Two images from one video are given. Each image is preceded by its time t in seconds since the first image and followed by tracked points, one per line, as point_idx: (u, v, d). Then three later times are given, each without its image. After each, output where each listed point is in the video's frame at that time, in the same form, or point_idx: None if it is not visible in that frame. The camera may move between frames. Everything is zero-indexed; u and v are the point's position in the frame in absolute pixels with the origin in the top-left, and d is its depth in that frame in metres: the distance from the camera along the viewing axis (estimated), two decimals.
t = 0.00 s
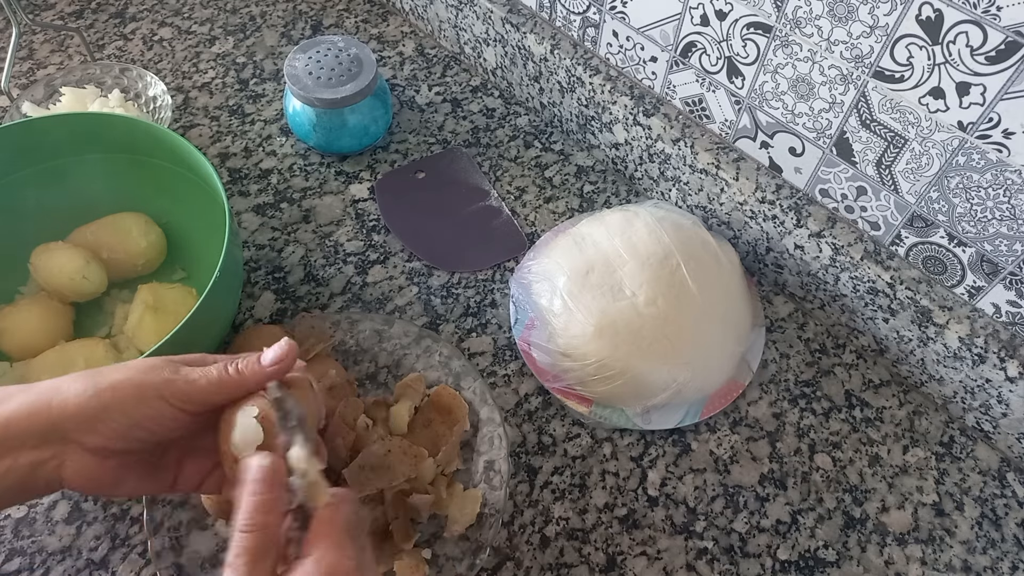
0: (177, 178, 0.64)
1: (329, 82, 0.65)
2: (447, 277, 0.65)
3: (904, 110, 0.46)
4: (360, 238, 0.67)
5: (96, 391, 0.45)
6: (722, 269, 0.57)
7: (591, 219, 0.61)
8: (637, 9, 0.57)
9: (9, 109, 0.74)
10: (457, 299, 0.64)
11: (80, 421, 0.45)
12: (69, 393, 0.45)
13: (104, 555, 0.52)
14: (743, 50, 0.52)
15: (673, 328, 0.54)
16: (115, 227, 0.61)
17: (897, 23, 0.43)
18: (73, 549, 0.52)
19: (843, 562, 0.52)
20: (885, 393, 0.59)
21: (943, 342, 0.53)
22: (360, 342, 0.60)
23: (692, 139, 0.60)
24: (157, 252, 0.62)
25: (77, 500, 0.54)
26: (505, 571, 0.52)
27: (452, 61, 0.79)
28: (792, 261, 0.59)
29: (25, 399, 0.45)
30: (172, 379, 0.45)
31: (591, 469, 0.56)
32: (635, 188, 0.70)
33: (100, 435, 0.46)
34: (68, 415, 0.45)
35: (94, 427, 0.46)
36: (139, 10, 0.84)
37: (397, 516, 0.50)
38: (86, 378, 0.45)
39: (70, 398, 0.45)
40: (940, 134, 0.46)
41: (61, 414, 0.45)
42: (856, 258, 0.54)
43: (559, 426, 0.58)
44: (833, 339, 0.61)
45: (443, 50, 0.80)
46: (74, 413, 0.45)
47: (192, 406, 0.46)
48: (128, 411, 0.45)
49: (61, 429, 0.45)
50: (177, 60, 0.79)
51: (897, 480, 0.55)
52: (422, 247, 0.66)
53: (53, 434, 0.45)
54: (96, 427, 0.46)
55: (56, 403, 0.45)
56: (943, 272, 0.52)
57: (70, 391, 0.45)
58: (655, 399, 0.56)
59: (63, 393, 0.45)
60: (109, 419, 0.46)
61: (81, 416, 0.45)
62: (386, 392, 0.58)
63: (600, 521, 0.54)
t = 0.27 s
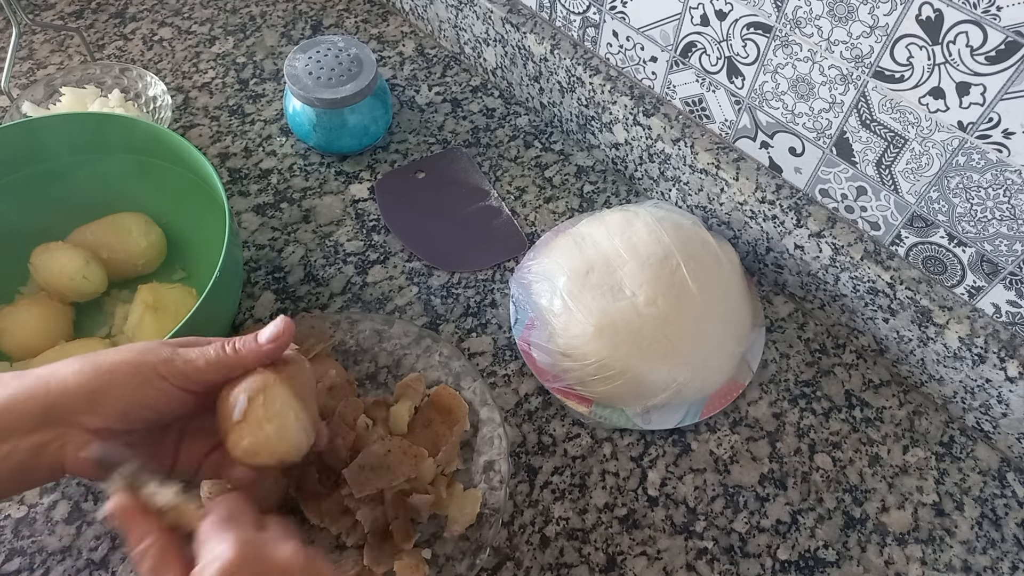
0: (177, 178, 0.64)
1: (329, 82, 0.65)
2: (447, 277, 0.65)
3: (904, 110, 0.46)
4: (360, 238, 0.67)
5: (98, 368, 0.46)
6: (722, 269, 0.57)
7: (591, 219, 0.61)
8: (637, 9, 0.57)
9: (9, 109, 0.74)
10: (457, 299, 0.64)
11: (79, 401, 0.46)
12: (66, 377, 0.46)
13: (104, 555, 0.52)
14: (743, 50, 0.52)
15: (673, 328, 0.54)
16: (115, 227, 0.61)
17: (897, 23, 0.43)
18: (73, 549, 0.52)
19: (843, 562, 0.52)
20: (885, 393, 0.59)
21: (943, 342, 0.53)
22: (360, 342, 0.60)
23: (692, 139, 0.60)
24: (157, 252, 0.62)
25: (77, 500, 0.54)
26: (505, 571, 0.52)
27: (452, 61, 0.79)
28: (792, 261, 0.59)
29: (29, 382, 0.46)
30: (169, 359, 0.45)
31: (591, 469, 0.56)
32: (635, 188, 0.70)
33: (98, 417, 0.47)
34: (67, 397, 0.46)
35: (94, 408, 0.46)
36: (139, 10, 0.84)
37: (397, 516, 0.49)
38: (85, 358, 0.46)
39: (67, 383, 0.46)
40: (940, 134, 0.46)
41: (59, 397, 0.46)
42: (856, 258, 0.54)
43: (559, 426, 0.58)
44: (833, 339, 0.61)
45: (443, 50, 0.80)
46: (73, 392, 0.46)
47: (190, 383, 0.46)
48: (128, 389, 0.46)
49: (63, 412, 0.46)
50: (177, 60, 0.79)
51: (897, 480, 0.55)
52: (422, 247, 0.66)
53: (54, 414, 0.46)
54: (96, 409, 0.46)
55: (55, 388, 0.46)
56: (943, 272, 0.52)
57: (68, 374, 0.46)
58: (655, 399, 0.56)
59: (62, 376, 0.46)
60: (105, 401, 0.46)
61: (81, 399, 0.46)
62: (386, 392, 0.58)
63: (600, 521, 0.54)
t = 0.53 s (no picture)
0: (177, 177, 0.64)
1: (329, 82, 0.65)
2: (447, 277, 0.65)
3: (904, 110, 0.46)
4: (360, 238, 0.67)
5: (98, 377, 0.45)
6: (722, 268, 0.57)
7: (591, 219, 0.61)
8: (637, 9, 0.57)
9: (10, 109, 0.74)
10: (457, 299, 0.64)
11: (93, 409, 0.45)
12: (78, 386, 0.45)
13: (105, 555, 0.52)
14: (743, 50, 0.52)
15: (673, 328, 0.54)
16: (115, 227, 0.61)
17: (897, 23, 0.43)
18: (73, 549, 0.52)
19: (843, 562, 0.52)
20: (885, 393, 0.59)
21: (943, 342, 0.53)
22: (360, 342, 0.60)
23: (692, 139, 0.60)
24: (157, 252, 0.62)
25: (77, 500, 0.54)
26: (505, 571, 0.52)
27: (452, 61, 0.79)
28: (792, 261, 0.59)
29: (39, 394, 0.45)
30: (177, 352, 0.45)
31: (591, 469, 0.56)
32: (635, 188, 0.70)
33: (115, 418, 0.47)
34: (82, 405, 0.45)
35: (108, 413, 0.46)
36: (139, 10, 0.84)
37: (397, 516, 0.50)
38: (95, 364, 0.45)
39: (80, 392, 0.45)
40: (940, 134, 0.46)
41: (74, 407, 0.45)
42: (856, 258, 0.54)
43: (559, 426, 0.58)
44: (833, 339, 0.61)
45: (443, 50, 0.80)
46: (86, 401, 0.45)
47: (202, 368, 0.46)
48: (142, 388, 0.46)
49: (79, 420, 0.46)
50: (177, 60, 0.80)
51: (897, 480, 0.55)
52: (422, 247, 0.66)
53: (68, 428, 0.46)
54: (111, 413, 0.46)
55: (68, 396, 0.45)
56: (943, 272, 0.52)
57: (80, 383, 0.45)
58: (655, 399, 0.56)
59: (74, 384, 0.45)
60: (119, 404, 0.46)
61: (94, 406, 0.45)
62: (386, 392, 0.58)
63: (600, 521, 0.54)
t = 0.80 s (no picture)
0: (177, 177, 0.64)
1: (329, 82, 0.65)
2: (447, 277, 0.65)
3: (904, 110, 0.46)
4: (360, 238, 0.67)
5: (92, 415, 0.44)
6: (722, 269, 0.57)
7: (591, 219, 0.61)
8: (637, 9, 0.57)
9: (9, 109, 0.74)
10: (457, 299, 0.64)
11: (86, 449, 0.45)
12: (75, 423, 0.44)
13: (104, 555, 0.52)
14: (743, 50, 0.52)
15: (673, 328, 0.54)
16: (115, 227, 0.61)
17: (897, 23, 0.43)
18: (73, 549, 0.52)
19: (843, 562, 0.52)
20: (885, 393, 0.59)
21: (942, 342, 0.53)
22: (360, 342, 0.60)
23: (692, 139, 0.60)
24: (157, 252, 0.62)
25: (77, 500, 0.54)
26: (505, 571, 0.52)
27: (452, 61, 0.79)
28: (792, 261, 0.59)
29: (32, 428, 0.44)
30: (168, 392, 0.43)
31: (591, 469, 0.56)
32: (635, 188, 0.70)
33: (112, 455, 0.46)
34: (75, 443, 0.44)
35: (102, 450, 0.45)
36: (139, 10, 0.84)
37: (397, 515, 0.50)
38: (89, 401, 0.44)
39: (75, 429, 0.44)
40: (940, 134, 0.46)
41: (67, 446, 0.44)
42: (856, 258, 0.54)
43: (559, 426, 0.58)
44: (833, 339, 0.61)
45: (443, 50, 0.80)
46: (79, 439, 0.44)
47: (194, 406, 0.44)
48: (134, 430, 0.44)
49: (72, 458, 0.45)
50: (177, 60, 0.79)
51: (897, 480, 0.55)
52: (422, 247, 0.66)
53: (67, 465, 0.45)
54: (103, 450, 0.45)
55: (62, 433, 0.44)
56: (943, 272, 0.52)
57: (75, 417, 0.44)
58: (655, 399, 0.56)
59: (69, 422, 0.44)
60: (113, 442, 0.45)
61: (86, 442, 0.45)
62: (386, 392, 0.58)
63: (600, 521, 0.54)
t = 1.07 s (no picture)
0: (178, 178, 0.64)
1: (329, 82, 0.65)
2: (447, 277, 0.65)
3: (904, 110, 0.46)
4: (360, 238, 0.67)
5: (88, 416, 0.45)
6: (722, 269, 0.57)
7: (591, 219, 0.61)
8: (637, 9, 0.57)
9: (9, 109, 0.74)
10: (457, 299, 0.64)
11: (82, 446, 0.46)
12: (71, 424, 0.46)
13: (104, 555, 0.52)
14: (743, 50, 0.52)
15: (673, 328, 0.54)
16: (114, 227, 0.61)
17: (897, 23, 0.43)
18: (73, 549, 0.52)
19: (843, 562, 0.52)
20: (885, 393, 0.59)
21: (942, 342, 0.53)
22: (360, 342, 0.60)
23: (692, 139, 0.60)
24: (157, 252, 0.62)
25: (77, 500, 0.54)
26: (505, 571, 0.52)
27: (452, 61, 0.79)
28: (792, 261, 0.59)
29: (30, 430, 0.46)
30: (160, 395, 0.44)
31: (591, 469, 0.56)
32: (635, 188, 0.70)
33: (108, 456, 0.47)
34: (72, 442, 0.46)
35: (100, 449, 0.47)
36: (139, 10, 0.84)
37: (396, 515, 0.50)
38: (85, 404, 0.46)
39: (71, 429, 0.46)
40: (940, 134, 0.46)
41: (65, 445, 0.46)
42: (855, 258, 0.54)
43: (559, 426, 0.58)
44: (833, 339, 0.61)
45: (443, 50, 0.80)
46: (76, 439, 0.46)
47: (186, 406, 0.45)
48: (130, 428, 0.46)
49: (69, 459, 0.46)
50: (177, 60, 0.79)
51: (897, 480, 0.55)
52: (422, 247, 0.66)
53: (64, 464, 0.47)
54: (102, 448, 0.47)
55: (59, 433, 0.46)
56: (943, 272, 0.52)
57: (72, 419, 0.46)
58: (656, 399, 0.56)
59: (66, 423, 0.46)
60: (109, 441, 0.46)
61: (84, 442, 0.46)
62: (386, 392, 0.58)
63: (600, 521, 0.54)
